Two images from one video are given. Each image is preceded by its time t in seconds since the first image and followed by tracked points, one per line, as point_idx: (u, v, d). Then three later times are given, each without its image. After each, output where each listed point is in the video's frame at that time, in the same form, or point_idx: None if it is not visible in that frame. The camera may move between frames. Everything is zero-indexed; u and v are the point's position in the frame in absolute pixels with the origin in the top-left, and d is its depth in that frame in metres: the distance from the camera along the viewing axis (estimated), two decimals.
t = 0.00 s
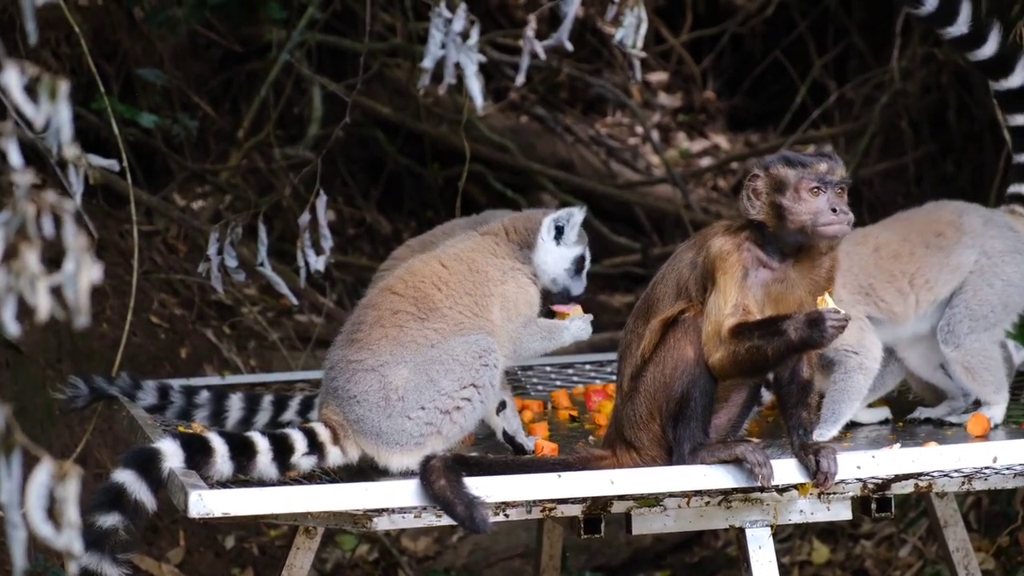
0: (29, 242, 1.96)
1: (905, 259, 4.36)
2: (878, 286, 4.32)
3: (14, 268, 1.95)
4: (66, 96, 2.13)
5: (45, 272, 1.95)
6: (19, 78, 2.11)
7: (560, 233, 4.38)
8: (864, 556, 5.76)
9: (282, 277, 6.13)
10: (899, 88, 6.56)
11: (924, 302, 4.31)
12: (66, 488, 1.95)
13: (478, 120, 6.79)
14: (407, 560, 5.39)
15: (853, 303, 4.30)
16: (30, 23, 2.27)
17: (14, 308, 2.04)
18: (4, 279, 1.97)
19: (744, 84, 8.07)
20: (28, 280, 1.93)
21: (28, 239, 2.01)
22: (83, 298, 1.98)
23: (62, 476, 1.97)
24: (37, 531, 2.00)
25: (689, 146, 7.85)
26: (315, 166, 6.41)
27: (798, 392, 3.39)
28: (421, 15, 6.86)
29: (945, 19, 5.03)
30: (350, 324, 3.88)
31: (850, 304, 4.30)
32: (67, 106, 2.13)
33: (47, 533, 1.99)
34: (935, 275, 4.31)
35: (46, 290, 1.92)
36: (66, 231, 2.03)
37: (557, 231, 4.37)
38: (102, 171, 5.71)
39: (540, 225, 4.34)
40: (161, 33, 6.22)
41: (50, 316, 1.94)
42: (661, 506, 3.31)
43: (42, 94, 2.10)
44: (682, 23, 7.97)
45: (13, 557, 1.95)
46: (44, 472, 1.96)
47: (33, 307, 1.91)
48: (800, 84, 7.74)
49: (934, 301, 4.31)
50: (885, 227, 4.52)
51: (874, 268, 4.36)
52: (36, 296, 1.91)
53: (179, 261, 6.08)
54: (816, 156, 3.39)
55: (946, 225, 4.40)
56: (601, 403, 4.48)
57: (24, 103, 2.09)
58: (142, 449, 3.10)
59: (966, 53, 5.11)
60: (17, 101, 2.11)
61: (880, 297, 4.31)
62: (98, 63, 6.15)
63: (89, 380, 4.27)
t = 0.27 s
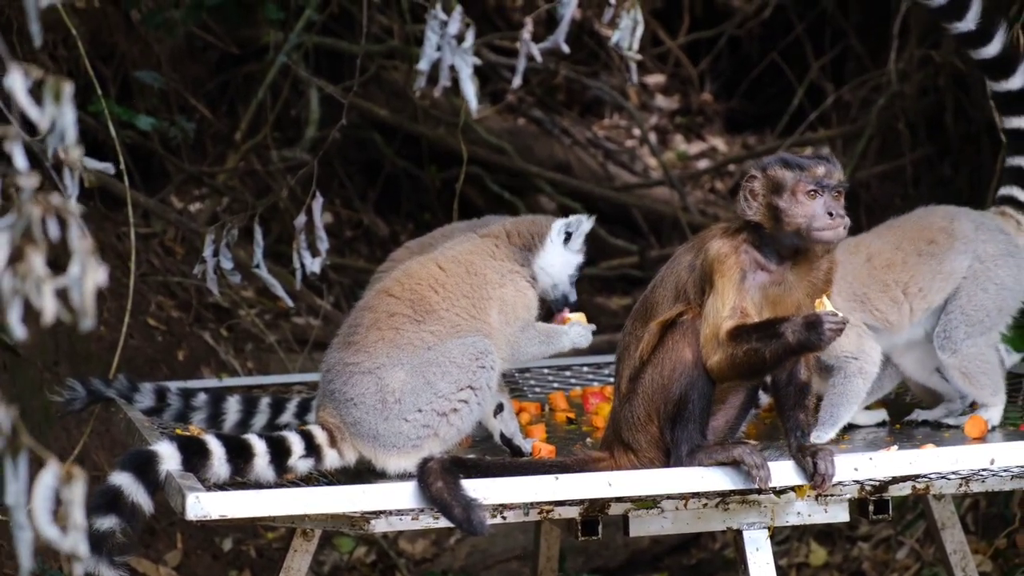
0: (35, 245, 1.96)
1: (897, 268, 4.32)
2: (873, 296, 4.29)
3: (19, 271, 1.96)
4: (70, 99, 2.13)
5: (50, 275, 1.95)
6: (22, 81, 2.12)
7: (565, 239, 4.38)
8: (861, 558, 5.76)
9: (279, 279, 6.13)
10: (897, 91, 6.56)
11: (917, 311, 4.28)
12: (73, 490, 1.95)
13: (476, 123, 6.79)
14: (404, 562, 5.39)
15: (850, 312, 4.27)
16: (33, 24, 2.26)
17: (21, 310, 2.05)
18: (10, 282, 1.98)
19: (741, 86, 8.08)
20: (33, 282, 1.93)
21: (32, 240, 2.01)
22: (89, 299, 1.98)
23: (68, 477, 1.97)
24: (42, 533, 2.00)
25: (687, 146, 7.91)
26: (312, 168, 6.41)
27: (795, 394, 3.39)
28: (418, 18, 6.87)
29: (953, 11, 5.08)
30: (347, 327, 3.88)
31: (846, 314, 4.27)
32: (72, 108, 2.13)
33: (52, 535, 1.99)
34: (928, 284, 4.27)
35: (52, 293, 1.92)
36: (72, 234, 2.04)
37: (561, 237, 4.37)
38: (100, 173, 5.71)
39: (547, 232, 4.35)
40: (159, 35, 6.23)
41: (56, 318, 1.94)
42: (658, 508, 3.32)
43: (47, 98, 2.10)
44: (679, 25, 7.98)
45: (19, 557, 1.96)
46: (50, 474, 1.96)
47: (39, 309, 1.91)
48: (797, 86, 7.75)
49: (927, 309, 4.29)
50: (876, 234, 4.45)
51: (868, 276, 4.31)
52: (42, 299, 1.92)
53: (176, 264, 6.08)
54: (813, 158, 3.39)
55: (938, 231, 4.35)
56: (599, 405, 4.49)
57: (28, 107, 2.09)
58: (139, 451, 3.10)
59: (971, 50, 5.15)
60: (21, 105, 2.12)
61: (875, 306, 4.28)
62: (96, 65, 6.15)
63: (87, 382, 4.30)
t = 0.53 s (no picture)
0: (20, 248, 1.96)
1: (909, 265, 4.32)
2: (882, 292, 4.29)
3: (5, 274, 1.96)
4: (59, 101, 2.14)
5: (35, 278, 1.96)
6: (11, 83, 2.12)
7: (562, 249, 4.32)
8: (859, 558, 5.77)
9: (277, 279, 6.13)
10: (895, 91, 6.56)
11: (928, 308, 4.27)
12: (55, 494, 1.96)
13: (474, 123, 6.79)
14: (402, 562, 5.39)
15: (857, 308, 4.28)
16: (23, 24, 2.26)
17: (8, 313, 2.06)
18: None
19: (739, 87, 8.08)
20: (18, 286, 1.94)
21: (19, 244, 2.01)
22: (74, 304, 1.97)
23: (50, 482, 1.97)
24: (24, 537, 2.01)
25: (686, 146, 7.94)
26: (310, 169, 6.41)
27: (793, 394, 3.39)
28: (416, 18, 6.86)
29: (934, 28, 5.02)
30: (345, 327, 3.88)
31: (854, 309, 4.27)
32: (60, 111, 2.13)
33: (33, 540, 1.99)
34: (939, 282, 4.27)
35: (38, 297, 1.92)
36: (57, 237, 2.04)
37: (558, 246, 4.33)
38: (98, 173, 5.71)
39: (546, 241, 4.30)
40: (157, 35, 6.23)
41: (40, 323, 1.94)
42: (657, 508, 3.31)
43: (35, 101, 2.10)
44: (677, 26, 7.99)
45: None
46: (32, 478, 1.97)
47: (23, 314, 1.92)
48: (795, 87, 7.74)
49: (938, 307, 4.27)
50: (890, 232, 4.48)
51: (878, 273, 4.32)
52: (27, 302, 1.92)
53: (174, 264, 6.07)
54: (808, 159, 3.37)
55: (950, 230, 4.37)
56: (597, 405, 4.49)
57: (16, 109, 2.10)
58: (138, 450, 3.09)
59: (953, 60, 5.12)
60: (10, 107, 2.12)
61: (884, 303, 4.28)
62: (94, 65, 6.14)
63: (85, 382, 4.28)
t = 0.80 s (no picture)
0: None
1: (922, 261, 4.30)
2: (893, 289, 4.26)
3: None
4: (38, 107, 2.32)
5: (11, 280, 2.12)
6: None
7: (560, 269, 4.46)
8: (859, 559, 5.76)
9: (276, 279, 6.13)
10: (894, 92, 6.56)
11: (939, 306, 4.26)
12: (22, 497, 2.08)
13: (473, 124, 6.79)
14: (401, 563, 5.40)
15: (866, 306, 4.25)
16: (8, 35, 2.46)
17: None
18: None
19: (738, 88, 8.09)
20: None
21: None
22: (46, 307, 2.12)
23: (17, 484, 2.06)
24: None
25: (685, 148, 7.97)
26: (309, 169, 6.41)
27: (793, 395, 3.39)
28: (416, 19, 6.87)
29: (933, 42, 5.03)
30: (348, 325, 3.88)
31: (863, 306, 4.25)
32: (37, 118, 2.33)
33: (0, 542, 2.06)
34: (951, 279, 4.26)
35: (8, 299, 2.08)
36: (30, 243, 2.18)
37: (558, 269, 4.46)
38: (97, 173, 5.71)
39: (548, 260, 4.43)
40: (157, 36, 6.24)
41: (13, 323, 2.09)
42: (656, 509, 3.31)
43: (13, 107, 2.29)
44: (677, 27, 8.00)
45: None
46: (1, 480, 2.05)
47: None
48: (795, 88, 7.74)
49: (949, 304, 4.26)
50: (900, 228, 4.46)
51: (891, 269, 4.29)
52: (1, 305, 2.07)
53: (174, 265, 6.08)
54: (805, 159, 3.37)
55: (963, 229, 4.35)
56: (597, 406, 4.49)
57: None
58: (138, 451, 3.09)
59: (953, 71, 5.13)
60: None
61: (895, 300, 4.25)
62: (94, 66, 6.15)
63: (85, 383, 4.31)
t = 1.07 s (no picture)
0: None
1: (929, 260, 4.31)
2: (900, 285, 4.28)
3: None
4: (37, 103, 2.28)
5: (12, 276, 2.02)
6: None
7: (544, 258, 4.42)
8: (859, 562, 5.76)
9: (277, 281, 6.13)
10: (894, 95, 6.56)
11: (944, 305, 4.26)
12: (24, 495, 2.04)
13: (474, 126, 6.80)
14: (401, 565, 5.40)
15: (870, 301, 4.28)
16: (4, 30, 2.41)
17: None
18: None
19: (739, 90, 8.09)
20: None
21: None
22: (49, 305, 2.01)
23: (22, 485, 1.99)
24: None
25: (685, 150, 7.98)
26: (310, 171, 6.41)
27: (793, 397, 3.39)
28: (416, 21, 6.87)
29: (938, 61, 5.02)
30: (342, 329, 3.87)
31: (867, 302, 4.28)
32: (38, 111, 2.27)
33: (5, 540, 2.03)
34: (957, 279, 4.26)
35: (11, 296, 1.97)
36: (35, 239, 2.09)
37: (541, 258, 4.41)
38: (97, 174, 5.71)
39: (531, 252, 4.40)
40: (157, 37, 6.24)
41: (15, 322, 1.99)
42: (657, 511, 3.31)
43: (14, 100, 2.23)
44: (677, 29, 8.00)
45: None
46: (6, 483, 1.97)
47: None
48: (795, 90, 7.75)
49: (953, 304, 4.26)
50: (909, 229, 4.47)
51: (898, 267, 4.31)
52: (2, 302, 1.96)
53: (174, 266, 6.07)
54: (803, 162, 3.36)
55: (971, 233, 4.36)
56: (597, 408, 4.48)
57: None
58: (137, 453, 3.09)
59: (960, 88, 5.11)
60: None
61: (901, 296, 4.27)
62: (95, 67, 6.15)
63: (85, 384, 4.29)
